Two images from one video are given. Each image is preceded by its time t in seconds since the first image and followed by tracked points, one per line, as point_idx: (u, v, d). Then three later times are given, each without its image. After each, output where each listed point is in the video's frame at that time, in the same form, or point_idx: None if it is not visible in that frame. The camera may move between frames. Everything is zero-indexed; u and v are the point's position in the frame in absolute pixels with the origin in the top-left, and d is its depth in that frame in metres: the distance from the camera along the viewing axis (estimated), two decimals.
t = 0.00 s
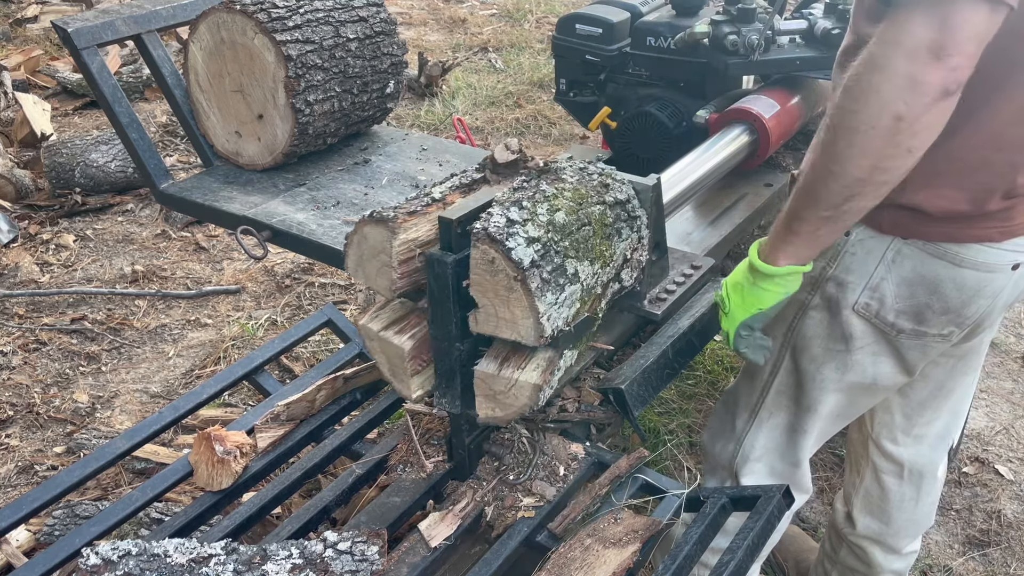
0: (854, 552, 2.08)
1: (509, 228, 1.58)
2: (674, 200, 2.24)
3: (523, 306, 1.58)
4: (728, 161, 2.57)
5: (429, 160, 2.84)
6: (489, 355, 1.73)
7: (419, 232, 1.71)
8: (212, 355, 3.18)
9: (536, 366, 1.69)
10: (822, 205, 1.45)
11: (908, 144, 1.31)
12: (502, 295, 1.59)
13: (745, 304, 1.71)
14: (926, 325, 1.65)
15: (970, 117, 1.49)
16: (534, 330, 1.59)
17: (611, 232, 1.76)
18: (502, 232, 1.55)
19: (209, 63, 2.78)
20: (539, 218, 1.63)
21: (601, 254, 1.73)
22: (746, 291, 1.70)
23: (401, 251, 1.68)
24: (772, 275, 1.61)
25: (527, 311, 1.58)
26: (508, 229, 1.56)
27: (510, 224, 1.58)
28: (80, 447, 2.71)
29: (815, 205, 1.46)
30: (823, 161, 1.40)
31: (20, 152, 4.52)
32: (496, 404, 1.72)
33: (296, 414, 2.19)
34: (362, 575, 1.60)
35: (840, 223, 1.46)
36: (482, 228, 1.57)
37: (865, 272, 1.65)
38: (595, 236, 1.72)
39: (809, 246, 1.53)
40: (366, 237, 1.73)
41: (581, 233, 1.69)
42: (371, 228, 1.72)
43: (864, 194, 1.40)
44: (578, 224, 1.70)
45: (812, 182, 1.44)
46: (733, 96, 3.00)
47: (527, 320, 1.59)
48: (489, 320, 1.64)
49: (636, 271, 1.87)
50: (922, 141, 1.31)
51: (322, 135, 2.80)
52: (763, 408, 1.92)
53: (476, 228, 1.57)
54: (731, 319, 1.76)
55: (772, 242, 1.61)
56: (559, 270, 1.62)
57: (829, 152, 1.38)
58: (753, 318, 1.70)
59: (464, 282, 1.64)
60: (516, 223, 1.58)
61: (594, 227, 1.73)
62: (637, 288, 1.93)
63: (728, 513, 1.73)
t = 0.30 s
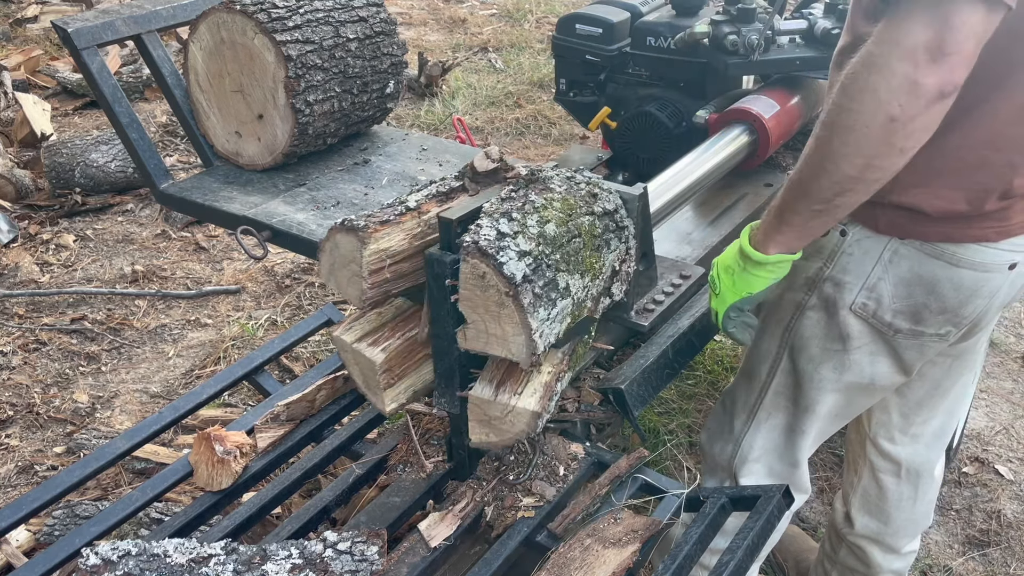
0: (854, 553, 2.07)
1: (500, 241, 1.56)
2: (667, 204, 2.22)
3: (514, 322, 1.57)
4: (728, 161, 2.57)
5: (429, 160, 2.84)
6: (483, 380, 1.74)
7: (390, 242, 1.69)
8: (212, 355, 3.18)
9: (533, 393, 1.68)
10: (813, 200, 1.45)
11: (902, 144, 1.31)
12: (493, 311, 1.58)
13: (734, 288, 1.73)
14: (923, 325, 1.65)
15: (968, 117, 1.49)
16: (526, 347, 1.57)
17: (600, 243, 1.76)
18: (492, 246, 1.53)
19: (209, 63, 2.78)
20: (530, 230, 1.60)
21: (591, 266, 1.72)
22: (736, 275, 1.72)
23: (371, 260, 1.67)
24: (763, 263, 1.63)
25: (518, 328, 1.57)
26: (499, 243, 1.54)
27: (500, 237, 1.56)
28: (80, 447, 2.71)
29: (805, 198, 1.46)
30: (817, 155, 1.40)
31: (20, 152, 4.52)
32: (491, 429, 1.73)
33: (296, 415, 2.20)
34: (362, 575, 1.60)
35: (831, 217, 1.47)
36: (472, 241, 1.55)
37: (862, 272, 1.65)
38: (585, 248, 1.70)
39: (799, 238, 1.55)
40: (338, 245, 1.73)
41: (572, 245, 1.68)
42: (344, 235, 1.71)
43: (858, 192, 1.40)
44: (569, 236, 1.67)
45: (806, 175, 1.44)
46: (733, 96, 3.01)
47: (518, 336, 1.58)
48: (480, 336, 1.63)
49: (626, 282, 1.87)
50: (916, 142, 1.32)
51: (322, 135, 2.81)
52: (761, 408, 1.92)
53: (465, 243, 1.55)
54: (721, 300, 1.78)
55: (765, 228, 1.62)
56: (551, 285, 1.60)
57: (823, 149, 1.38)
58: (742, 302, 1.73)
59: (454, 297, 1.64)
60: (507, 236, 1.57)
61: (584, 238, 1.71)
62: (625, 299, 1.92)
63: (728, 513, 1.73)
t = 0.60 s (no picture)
0: (854, 553, 2.07)
1: (510, 260, 1.50)
2: (665, 205, 2.21)
3: (525, 348, 1.50)
4: (727, 161, 2.58)
5: (429, 160, 2.84)
6: (485, 413, 1.63)
7: (365, 249, 1.64)
8: (212, 355, 3.18)
9: (541, 427, 1.60)
10: (829, 206, 1.45)
11: (917, 146, 1.31)
12: (503, 334, 1.51)
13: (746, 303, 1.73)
14: (925, 325, 1.65)
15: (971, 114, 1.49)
16: (536, 374, 1.51)
17: (595, 257, 1.76)
18: (505, 266, 1.47)
19: (209, 63, 2.78)
20: (537, 249, 1.57)
21: (590, 282, 1.72)
22: (749, 290, 1.71)
23: (346, 268, 1.62)
24: (778, 275, 1.63)
25: (529, 354, 1.50)
26: (511, 263, 1.48)
27: (510, 257, 1.50)
28: (80, 447, 2.71)
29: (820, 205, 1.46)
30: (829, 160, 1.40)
31: (20, 152, 4.52)
32: (494, 463, 1.64)
33: (296, 415, 2.20)
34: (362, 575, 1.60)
35: (848, 223, 1.46)
36: (484, 260, 1.47)
37: (864, 272, 1.66)
38: (585, 265, 1.70)
39: (815, 247, 1.54)
40: (311, 251, 1.67)
41: (574, 263, 1.66)
42: (318, 241, 1.66)
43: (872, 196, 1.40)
44: (571, 254, 1.66)
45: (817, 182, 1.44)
46: (733, 96, 3.01)
47: (527, 363, 1.51)
48: (483, 360, 1.57)
49: (614, 296, 1.86)
50: (930, 142, 1.31)
51: (322, 135, 2.81)
52: (762, 408, 1.92)
53: (477, 263, 1.47)
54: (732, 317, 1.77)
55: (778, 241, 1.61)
56: (560, 307, 1.57)
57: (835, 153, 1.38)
58: (760, 315, 1.70)
59: (456, 316, 1.58)
60: (517, 255, 1.51)
61: (584, 254, 1.71)
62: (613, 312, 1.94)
63: (728, 513, 1.73)
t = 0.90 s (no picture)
0: (854, 552, 2.07)
1: (495, 284, 1.50)
2: (666, 204, 2.21)
3: (520, 375, 1.50)
4: (728, 161, 2.58)
5: (429, 160, 2.84)
6: (473, 438, 1.62)
7: (339, 247, 1.62)
8: (212, 355, 3.18)
9: (528, 454, 1.58)
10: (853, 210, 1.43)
11: (943, 143, 1.31)
12: (496, 364, 1.51)
13: (764, 313, 1.68)
14: (930, 326, 1.65)
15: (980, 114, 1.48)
16: (534, 400, 1.51)
17: (584, 264, 1.76)
18: (490, 293, 1.46)
19: (209, 62, 2.78)
20: (522, 268, 1.55)
21: (580, 293, 1.72)
22: (767, 300, 1.67)
23: (317, 265, 1.60)
24: (806, 284, 1.60)
25: (524, 380, 1.50)
26: (495, 288, 1.48)
27: (494, 281, 1.50)
28: (80, 447, 2.71)
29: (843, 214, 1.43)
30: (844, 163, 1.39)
31: (20, 152, 4.52)
32: (478, 488, 1.63)
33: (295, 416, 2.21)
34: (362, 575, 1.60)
35: (874, 228, 1.44)
36: (468, 291, 1.47)
37: (870, 274, 1.65)
38: (573, 275, 1.69)
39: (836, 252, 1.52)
40: (282, 243, 1.64)
41: (562, 276, 1.65)
42: (289, 235, 1.62)
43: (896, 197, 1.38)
44: (558, 267, 1.64)
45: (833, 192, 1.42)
46: (733, 96, 3.01)
47: (524, 390, 1.51)
48: (480, 390, 1.57)
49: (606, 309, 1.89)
50: (954, 140, 1.32)
51: (322, 135, 2.80)
52: (765, 409, 1.93)
53: (460, 292, 1.47)
54: (748, 329, 1.72)
55: (795, 254, 1.59)
56: (551, 326, 1.57)
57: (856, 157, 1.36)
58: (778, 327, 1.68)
59: (448, 350, 1.57)
60: (501, 279, 1.50)
61: (571, 264, 1.70)
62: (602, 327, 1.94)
63: (728, 513, 1.73)
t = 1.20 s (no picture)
0: (854, 553, 2.07)
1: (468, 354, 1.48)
2: (666, 204, 2.21)
3: (493, 449, 1.48)
4: (728, 161, 2.58)
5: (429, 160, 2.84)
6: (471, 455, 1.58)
7: (312, 241, 1.66)
8: (212, 355, 3.18)
9: (531, 471, 1.54)
10: (865, 213, 1.42)
11: (955, 143, 1.32)
12: (466, 435, 1.49)
13: (776, 321, 1.62)
14: (929, 322, 1.65)
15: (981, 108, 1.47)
16: (506, 468, 1.50)
17: (573, 281, 1.75)
18: (462, 377, 1.43)
19: (209, 62, 2.78)
20: (497, 331, 1.52)
21: (563, 321, 1.70)
22: (779, 308, 1.60)
23: (291, 259, 1.64)
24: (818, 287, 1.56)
25: (497, 452, 1.49)
26: (467, 363, 1.46)
27: (467, 351, 1.48)
28: (80, 447, 2.71)
29: (851, 218, 1.43)
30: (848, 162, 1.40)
31: (20, 152, 4.52)
32: (477, 505, 1.59)
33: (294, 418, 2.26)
34: None
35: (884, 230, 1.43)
36: (437, 373, 1.44)
37: (870, 271, 1.65)
38: (557, 312, 1.67)
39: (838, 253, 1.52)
40: (255, 241, 1.68)
41: (541, 326, 1.62)
42: (261, 232, 1.66)
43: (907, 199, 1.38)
44: (538, 316, 1.61)
45: (840, 192, 1.43)
46: (733, 96, 3.01)
47: (499, 459, 1.50)
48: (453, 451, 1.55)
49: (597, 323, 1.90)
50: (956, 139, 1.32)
51: (322, 135, 2.80)
52: (758, 404, 1.93)
53: (430, 376, 1.43)
54: (756, 339, 1.65)
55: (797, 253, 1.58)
56: (528, 385, 1.55)
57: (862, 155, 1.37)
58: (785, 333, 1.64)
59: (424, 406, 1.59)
60: (474, 347, 1.48)
61: (555, 298, 1.67)
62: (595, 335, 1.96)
63: (728, 513, 1.73)
